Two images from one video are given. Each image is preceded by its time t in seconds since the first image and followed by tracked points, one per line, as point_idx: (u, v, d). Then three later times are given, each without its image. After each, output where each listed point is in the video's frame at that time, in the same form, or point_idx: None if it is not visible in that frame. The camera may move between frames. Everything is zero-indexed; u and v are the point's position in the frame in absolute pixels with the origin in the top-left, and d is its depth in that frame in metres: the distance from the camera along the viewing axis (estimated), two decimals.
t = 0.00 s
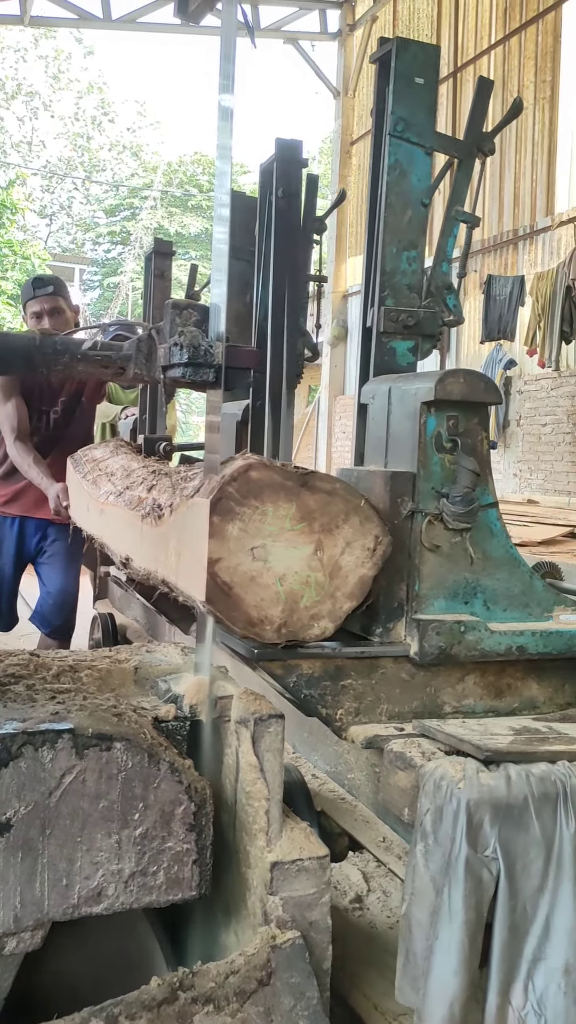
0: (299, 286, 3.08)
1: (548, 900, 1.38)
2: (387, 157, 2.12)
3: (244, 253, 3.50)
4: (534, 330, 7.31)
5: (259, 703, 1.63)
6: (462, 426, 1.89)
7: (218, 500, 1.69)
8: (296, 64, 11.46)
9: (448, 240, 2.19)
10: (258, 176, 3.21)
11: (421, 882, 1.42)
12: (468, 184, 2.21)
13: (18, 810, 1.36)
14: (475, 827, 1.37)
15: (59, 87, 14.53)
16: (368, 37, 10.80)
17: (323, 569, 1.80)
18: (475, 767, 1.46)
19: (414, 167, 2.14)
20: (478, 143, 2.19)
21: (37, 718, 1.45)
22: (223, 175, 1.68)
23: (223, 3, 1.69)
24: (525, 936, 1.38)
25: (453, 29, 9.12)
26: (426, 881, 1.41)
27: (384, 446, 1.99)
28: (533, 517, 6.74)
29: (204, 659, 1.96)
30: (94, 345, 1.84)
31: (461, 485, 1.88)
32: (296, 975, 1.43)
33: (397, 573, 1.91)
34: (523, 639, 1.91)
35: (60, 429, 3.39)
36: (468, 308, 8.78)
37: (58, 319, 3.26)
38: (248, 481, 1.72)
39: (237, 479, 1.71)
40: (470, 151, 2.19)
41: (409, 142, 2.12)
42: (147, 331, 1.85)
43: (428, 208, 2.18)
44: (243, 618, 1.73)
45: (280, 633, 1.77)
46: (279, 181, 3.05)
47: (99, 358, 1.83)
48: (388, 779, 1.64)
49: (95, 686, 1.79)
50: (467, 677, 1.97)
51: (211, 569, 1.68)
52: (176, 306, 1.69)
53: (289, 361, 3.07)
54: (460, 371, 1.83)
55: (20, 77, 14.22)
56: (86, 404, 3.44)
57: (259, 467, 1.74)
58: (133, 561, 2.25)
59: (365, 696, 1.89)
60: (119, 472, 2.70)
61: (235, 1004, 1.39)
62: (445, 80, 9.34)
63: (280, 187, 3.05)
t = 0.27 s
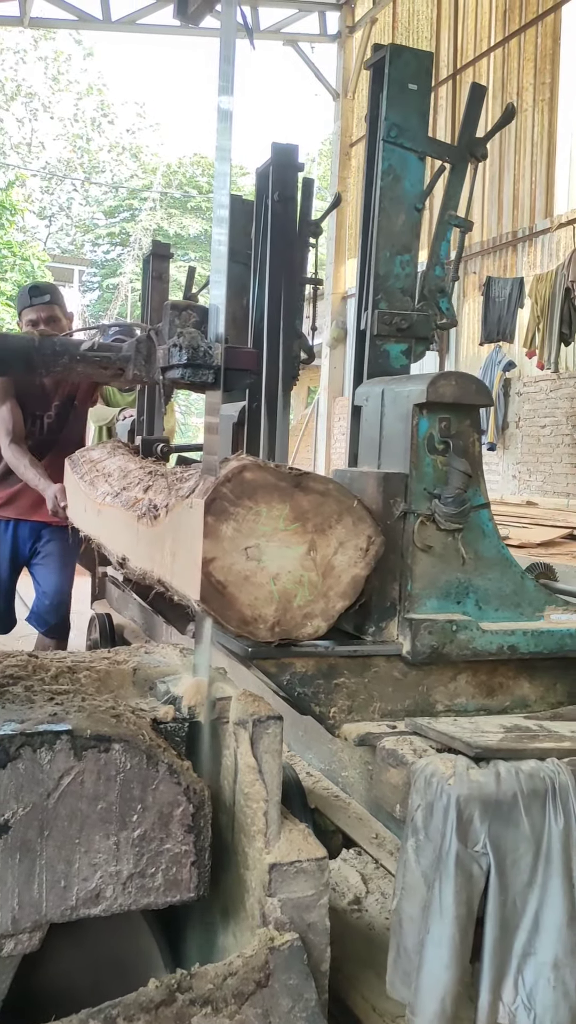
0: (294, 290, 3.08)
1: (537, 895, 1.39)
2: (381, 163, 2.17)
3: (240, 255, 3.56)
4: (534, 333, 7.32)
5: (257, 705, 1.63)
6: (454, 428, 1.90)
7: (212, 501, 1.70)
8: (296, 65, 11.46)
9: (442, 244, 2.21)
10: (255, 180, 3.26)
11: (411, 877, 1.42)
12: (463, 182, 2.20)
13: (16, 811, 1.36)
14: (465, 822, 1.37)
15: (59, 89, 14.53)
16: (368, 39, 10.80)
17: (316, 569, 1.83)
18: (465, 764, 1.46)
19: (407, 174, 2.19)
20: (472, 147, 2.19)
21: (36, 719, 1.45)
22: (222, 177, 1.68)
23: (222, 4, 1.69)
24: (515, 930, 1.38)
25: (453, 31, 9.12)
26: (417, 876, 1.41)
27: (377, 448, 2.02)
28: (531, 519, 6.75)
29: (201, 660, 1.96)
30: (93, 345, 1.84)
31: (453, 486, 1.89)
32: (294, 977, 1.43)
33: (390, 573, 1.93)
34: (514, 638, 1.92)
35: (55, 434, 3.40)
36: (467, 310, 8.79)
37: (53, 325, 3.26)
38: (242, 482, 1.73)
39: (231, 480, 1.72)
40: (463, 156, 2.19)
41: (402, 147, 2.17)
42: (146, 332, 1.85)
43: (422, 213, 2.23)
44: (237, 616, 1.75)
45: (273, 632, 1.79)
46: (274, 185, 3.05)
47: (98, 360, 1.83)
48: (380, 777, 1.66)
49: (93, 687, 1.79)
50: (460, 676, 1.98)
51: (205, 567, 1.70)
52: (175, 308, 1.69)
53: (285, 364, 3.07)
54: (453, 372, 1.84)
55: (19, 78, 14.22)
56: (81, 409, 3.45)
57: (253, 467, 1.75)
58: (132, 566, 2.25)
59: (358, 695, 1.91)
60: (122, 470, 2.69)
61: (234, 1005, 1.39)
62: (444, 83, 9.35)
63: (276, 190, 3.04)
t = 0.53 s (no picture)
0: (289, 291, 3.27)
1: (525, 890, 1.40)
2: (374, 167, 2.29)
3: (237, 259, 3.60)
4: (533, 336, 7.28)
5: (255, 705, 1.63)
6: (445, 429, 2.04)
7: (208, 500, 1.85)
8: (296, 66, 11.46)
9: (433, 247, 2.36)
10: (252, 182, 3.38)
11: (402, 872, 1.42)
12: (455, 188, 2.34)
13: (13, 812, 1.36)
14: (454, 817, 1.38)
15: (58, 89, 14.51)
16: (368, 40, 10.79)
17: (308, 567, 1.98)
18: (454, 760, 1.47)
19: (400, 177, 2.32)
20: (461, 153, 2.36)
21: (33, 719, 1.45)
22: (221, 176, 1.67)
23: (221, 5, 1.70)
24: (502, 923, 1.40)
25: (452, 33, 9.14)
26: (407, 871, 1.41)
27: (370, 449, 2.15)
28: (529, 520, 6.77)
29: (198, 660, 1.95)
30: (92, 345, 1.83)
31: (444, 486, 2.03)
32: (291, 979, 1.42)
33: (381, 573, 2.07)
34: (504, 637, 2.06)
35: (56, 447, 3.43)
36: (465, 310, 8.81)
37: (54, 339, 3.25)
38: (235, 481, 1.92)
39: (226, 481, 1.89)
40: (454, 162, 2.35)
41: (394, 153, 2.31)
42: (144, 332, 1.85)
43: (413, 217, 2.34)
44: (230, 612, 1.88)
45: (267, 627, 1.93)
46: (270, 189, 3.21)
47: (97, 360, 1.82)
48: (371, 773, 1.65)
49: (91, 687, 1.80)
50: (450, 673, 2.11)
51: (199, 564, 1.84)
52: (173, 307, 1.69)
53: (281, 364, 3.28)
54: (443, 374, 1.98)
55: (19, 78, 14.21)
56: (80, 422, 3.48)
57: (246, 468, 1.96)
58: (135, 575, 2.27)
59: (350, 691, 2.04)
60: (128, 469, 2.72)
61: (231, 1007, 1.38)
62: (443, 84, 9.36)
63: (271, 194, 3.21)
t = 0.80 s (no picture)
0: (291, 292, 3.28)
1: (526, 889, 1.43)
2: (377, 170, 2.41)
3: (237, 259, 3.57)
4: (531, 336, 7.34)
5: (253, 706, 1.63)
6: (446, 431, 2.11)
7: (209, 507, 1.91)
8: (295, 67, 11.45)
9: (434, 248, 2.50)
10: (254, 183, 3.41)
11: (403, 871, 1.45)
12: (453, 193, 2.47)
13: (10, 812, 1.35)
14: (456, 816, 1.42)
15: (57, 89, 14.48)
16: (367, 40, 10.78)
17: (310, 568, 2.06)
18: (456, 761, 1.51)
19: (401, 179, 2.43)
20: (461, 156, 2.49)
21: (31, 719, 1.45)
22: (219, 176, 1.66)
23: (221, 5, 1.69)
24: (502, 922, 1.43)
25: (451, 34, 9.14)
26: (409, 869, 1.44)
27: (371, 449, 2.23)
28: (527, 521, 6.77)
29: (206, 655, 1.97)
30: (90, 345, 1.83)
31: (445, 487, 2.09)
32: (289, 980, 1.42)
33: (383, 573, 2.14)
34: (504, 637, 2.12)
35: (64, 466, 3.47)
36: (464, 312, 8.83)
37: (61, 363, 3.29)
38: (239, 482, 2.01)
39: (230, 481, 1.99)
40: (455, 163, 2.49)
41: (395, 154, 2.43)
42: (143, 332, 1.83)
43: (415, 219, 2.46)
44: (232, 613, 1.98)
45: (269, 628, 2.00)
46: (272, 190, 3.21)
47: (95, 359, 1.82)
48: (373, 773, 1.69)
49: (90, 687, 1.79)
50: (451, 673, 2.17)
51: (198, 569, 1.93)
52: (172, 308, 1.70)
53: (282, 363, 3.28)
54: (445, 376, 2.05)
55: (17, 78, 14.20)
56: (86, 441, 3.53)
57: (248, 470, 2.04)
58: (149, 578, 2.29)
59: (352, 692, 2.09)
60: (128, 472, 2.72)
61: (229, 1009, 1.37)
62: (443, 85, 9.36)
63: (274, 195, 3.21)
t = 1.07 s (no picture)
0: (298, 290, 3.15)
1: (545, 904, 1.39)
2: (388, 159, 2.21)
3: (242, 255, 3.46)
4: (530, 337, 7.34)
5: (252, 706, 1.63)
6: (461, 428, 1.94)
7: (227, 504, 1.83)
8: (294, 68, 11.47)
9: (448, 244, 2.30)
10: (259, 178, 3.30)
11: (418, 886, 1.41)
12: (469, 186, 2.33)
13: (8, 811, 1.35)
14: (474, 830, 1.37)
15: (56, 89, 14.47)
16: (365, 42, 10.79)
17: (322, 571, 1.91)
18: (473, 771, 1.47)
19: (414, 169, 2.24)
20: (477, 145, 2.31)
21: (29, 719, 1.44)
22: (218, 178, 1.66)
23: (220, 5, 1.68)
24: (521, 938, 1.39)
25: (450, 35, 9.14)
26: (425, 884, 1.39)
27: (383, 449, 2.06)
28: (526, 522, 6.76)
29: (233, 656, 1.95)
30: (89, 345, 1.83)
31: (460, 488, 1.92)
32: (287, 981, 1.41)
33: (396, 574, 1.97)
34: (520, 642, 1.96)
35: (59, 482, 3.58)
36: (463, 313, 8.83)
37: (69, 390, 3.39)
38: (248, 483, 1.83)
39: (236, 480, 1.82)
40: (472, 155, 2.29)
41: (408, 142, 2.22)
42: (142, 332, 1.83)
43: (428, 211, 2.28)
44: (241, 618, 1.83)
45: (279, 634, 1.88)
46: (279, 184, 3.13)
47: (94, 358, 1.83)
48: (386, 783, 1.64)
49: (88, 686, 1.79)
50: (466, 681, 2.03)
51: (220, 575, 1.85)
52: (170, 307, 1.69)
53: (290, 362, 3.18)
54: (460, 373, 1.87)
55: (16, 78, 14.19)
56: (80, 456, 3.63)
57: (258, 468, 1.85)
58: (156, 578, 2.28)
59: (364, 698, 1.96)
60: (130, 472, 2.73)
61: (227, 1009, 1.37)
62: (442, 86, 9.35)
63: (280, 189, 3.13)
